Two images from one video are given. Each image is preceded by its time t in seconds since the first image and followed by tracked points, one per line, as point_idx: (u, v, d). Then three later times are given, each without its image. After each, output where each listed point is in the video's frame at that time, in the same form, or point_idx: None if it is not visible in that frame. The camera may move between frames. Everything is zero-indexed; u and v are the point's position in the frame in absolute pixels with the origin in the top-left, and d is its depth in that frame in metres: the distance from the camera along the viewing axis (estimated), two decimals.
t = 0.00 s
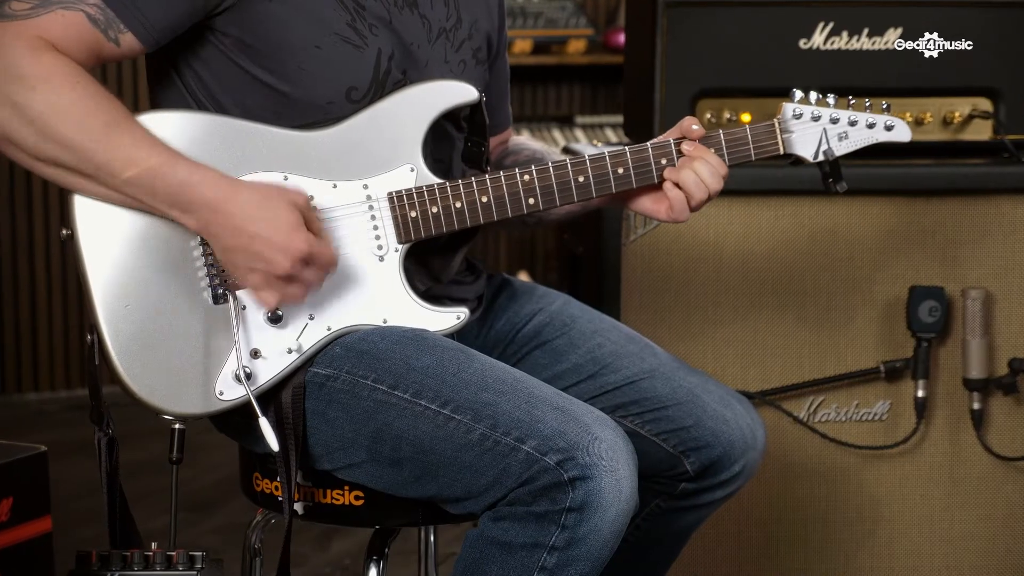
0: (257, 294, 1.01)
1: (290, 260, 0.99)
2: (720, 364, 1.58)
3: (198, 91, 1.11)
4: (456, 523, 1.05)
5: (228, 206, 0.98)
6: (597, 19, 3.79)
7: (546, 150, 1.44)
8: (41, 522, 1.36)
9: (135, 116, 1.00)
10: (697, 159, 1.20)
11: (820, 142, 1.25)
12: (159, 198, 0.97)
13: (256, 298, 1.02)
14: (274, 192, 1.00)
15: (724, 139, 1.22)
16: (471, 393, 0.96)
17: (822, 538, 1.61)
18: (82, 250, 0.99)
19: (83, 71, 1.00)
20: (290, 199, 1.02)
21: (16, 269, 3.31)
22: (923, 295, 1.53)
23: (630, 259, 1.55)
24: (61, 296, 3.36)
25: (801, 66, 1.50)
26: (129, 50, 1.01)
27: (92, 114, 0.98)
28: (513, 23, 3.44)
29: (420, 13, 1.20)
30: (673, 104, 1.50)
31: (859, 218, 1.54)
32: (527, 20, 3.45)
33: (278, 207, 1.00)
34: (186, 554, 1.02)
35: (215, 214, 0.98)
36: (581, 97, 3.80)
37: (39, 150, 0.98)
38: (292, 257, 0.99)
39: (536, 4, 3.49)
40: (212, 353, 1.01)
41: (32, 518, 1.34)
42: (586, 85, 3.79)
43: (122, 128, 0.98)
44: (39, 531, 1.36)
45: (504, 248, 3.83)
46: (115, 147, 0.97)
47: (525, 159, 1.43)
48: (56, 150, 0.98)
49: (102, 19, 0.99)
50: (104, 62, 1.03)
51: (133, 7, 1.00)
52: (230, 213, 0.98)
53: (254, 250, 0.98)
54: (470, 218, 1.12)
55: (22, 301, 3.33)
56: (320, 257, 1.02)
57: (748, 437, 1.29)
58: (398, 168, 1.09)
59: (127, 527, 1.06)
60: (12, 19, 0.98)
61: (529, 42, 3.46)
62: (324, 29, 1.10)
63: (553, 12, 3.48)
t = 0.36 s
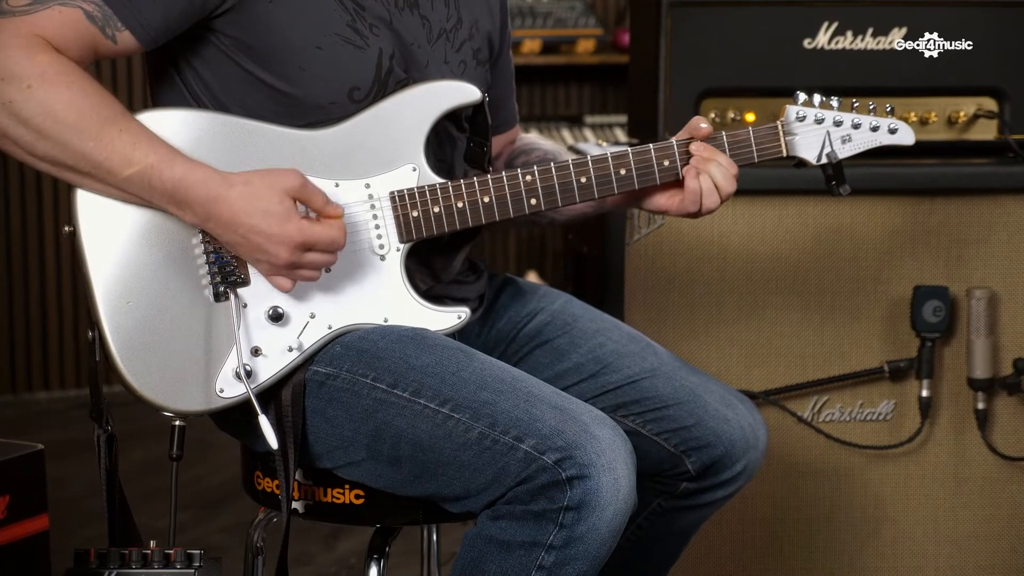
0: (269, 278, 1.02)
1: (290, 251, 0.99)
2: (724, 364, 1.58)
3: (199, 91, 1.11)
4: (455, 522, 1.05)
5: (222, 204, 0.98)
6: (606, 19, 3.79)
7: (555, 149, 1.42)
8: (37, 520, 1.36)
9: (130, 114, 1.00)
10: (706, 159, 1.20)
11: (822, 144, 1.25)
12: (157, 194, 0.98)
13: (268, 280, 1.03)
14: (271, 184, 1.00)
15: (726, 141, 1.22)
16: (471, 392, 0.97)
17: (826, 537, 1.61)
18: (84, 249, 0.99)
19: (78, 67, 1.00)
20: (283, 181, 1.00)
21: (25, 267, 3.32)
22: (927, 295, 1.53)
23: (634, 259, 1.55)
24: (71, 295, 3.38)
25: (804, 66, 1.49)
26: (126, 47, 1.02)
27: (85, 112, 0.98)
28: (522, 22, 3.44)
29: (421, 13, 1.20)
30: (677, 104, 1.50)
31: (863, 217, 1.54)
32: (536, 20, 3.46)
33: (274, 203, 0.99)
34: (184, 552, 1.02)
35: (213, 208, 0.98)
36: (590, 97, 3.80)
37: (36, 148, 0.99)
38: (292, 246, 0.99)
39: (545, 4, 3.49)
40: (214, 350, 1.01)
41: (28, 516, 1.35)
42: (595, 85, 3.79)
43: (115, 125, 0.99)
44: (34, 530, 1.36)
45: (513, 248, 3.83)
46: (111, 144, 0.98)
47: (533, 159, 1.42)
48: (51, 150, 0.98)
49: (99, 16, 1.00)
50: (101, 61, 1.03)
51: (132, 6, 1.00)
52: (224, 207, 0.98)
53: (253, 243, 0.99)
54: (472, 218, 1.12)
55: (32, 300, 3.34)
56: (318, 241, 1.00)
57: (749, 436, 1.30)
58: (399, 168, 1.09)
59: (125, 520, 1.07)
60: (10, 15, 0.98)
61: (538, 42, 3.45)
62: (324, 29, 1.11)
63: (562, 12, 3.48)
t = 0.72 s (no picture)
0: (241, 288, 1.00)
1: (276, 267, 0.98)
2: (728, 364, 1.57)
3: (202, 91, 1.11)
4: (455, 521, 1.05)
5: (228, 204, 0.98)
6: (617, 20, 3.79)
7: (563, 150, 1.42)
8: (33, 519, 1.36)
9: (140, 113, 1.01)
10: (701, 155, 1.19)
11: (824, 147, 1.25)
12: (165, 188, 0.98)
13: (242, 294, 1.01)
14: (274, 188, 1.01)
15: (728, 143, 1.22)
16: (470, 392, 0.97)
17: (830, 537, 1.60)
18: (86, 246, 0.99)
19: (86, 64, 1.01)
20: (291, 208, 1.02)
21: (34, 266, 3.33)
22: (932, 295, 1.52)
23: (638, 259, 1.55)
24: (82, 294, 3.39)
25: (808, 66, 1.49)
26: (131, 48, 1.02)
27: (96, 112, 0.99)
28: (532, 22, 3.44)
29: (422, 14, 1.20)
30: (681, 104, 1.50)
31: (867, 217, 1.54)
32: (546, 20, 3.46)
33: (280, 210, 1.00)
34: (183, 550, 1.02)
35: (217, 207, 0.98)
36: (599, 96, 3.80)
37: (41, 145, 0.99)
38: (279, 261, 0.99)
39: (556, 5, 3.49)
40: (215, 349, 1.01)
41: (24, 515, 1.35)
42: (604, 85, 3.79)
43: (125, 124, 0.99)
44: (30, 529, 1.36)
45: (521, 249, 3.83)
46: (119, 142, 0.98)
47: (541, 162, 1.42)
48: (58, 148, 0.98)
49: (105, 18, 1.00)
50: (105, 62, 1.04)
51: (133, 6, 1.00)
52: (229, 205, 0.98)
53: (243, 249, 0.98)
54: (473, 219, 1.12)
55: (43, 300, 3.35)
56: (303, 275, 0.99)
57: (752, 436, 1.30)
58: (401, 168, 1.09)
59: (128, 520, 1.07)
60: (15, 17, 0.98)
61: (547, 42, 3.45)
62: (325, 30, 1.11)
63: (571, 11, 3.48)
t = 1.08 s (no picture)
0: (264, 279, 1.02)
1: (287, 245, 0.99)
2: (733, 364, 1.57)
3: (204, 90, 1.12)
4: (456, 520, 1.06)
5: (228, 198, 0.99)
6: (626, 20, 3.78)
7: (569, 150, 1.42)
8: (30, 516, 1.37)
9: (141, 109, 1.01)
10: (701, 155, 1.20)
11: (825, 151, 1.25)
12: (166, 184, 0.98)
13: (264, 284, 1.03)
14: (275, 179, 1.01)
15: (728, 146, 1.22)
16: (471, 390, 0.97)
17: (835, 537, 1.60)
18: (89, 245, 0.99)
19: (84, 62, 1.01)
20: (292, 187, 1.02)
21: (45, 264, 3.34)
22: (937, 295, 1.52)
23: (643, 259, 1.55)
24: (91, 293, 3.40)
25: (812, 65, 1.49)
26: (131, 46, 1.02)
27: (96, 109, 0.99)
28: (542, 22, 3.45)
29: (424, 15, 1.20)
30: (686, 104, 1.50)
31: (872, 217, 1.54)
32: (555, 20, 3.45)
33: (280, 199, 1.00)
34: (181, 548, 1.02)
35: (219, 200, 0.98)
36: (609, 96, 3.79)
37: (41, 142, 0.99)
38: (290, 241, 0.99)
39: (565, 4, 3.49)
40: (218, 347, 1.02)
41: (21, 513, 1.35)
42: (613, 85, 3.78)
43: (125, 120, 0.99)
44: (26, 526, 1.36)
45: (530, 249, 3.83)
46: (119, 139, 0.98)
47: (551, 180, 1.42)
48: (59, 144, 0.99)
49: (105, 16, 1.01)
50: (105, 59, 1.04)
51: (134, 5, 1.01)
52: (230, 198, 0.99)
53: (253, 235, 0.99)
54: (475, 219, 1.12)
55: (53, 298, 3.36)
56: (317, 243, 1.00)
57: (754, 436, 1.29)
58: (403, 168, 1.10)
59: (127, 517, 1.07)
60: (15, 13, 0.98)
61: (557, 42, 3.45)
62: (327, 31, 1.11)
63: (581, 11, 3.49)
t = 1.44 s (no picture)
0: (262, 275, 1.02)
1: (287, 236, 0.99)
2: (737, 364, 1.57)
3: (203, 89, 1.12)
4: (455, 519, 1.06)
5: (227, 193, 0.99)
6: (636, 20, 3.78)
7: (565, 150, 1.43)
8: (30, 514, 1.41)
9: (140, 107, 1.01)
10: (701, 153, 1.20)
11: (822, 150, 1.24)
12: (165, 182, 0.98)
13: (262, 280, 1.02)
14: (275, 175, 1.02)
15: (727, 147, 1.22)
16: (470, 390, 0.97)
17: (839, 538, 1.60)
18: (89, 245, 1.00)
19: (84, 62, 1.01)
20: (292, 181, 1.02)
21: (54, 264, 3.35)
22: (941, 295, 1.52)
23: (647, 259, 1.55)
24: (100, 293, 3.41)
25: (815, 65, 1.49)
26: (130, 47, 1.03)
27: (95, 106, 0.99)
28: (552, 23, 3.46)
29: (424, 15, 1.20)
30: (690, 104, 1.50)
31: (877, 218, 1.53)
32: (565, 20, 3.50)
33: (279, 190, 1.00)
34: (178, 547, 1.03)
35: (218, 195, 0.99)
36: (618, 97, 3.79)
37: (42, 140, 0.99)
38: (289, 232, 0.99)
39: (575, 5, 3.54)
40: (218, 347, 1.02)
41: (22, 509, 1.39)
42: (623, 86, 3.78)
43: (124, 116, 1.00)
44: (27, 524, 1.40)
45: (539, 249, 3.83)
46: (119, 137, 0.99)
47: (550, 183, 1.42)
48: (59, 143, 0.99)
49: (104, 16, 1.01)
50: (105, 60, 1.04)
51: (133, 5, 1.01)
52: (228, 192, 0.99)
53: (253, 228, 0.99)
54: (475, 218, 1.12)
55: (62, 297, 3.37)
56: (316, 236, 1.00)
57: (755, 436, 1.29)
58: (403, 168, 1.10)
59: (128, 515, 1.08)
60: (15, 14, 0.99)
61: (566, 41, 3.43)
62: (327, 31, 1.11)
63: (591, 12, 3.51)
